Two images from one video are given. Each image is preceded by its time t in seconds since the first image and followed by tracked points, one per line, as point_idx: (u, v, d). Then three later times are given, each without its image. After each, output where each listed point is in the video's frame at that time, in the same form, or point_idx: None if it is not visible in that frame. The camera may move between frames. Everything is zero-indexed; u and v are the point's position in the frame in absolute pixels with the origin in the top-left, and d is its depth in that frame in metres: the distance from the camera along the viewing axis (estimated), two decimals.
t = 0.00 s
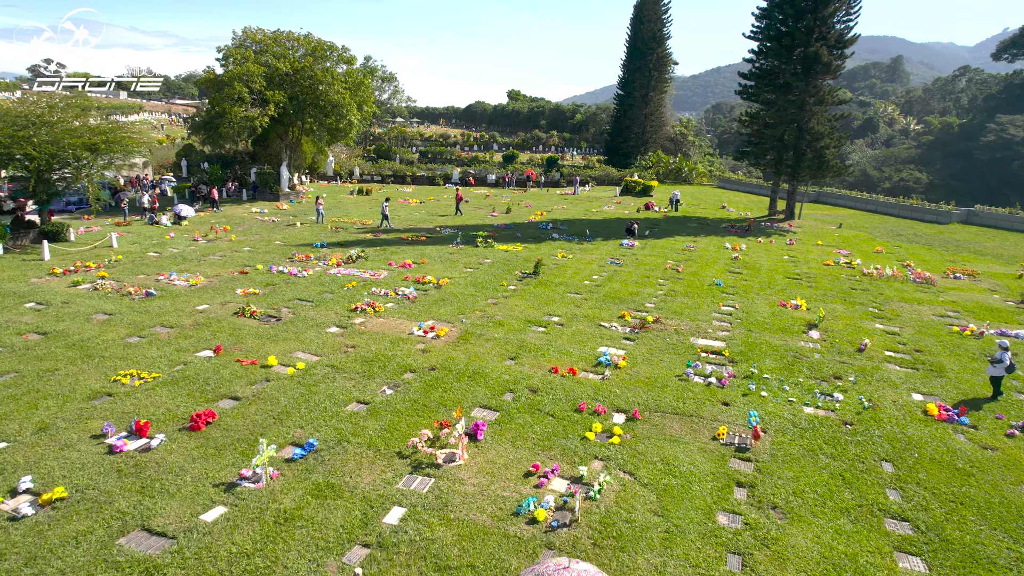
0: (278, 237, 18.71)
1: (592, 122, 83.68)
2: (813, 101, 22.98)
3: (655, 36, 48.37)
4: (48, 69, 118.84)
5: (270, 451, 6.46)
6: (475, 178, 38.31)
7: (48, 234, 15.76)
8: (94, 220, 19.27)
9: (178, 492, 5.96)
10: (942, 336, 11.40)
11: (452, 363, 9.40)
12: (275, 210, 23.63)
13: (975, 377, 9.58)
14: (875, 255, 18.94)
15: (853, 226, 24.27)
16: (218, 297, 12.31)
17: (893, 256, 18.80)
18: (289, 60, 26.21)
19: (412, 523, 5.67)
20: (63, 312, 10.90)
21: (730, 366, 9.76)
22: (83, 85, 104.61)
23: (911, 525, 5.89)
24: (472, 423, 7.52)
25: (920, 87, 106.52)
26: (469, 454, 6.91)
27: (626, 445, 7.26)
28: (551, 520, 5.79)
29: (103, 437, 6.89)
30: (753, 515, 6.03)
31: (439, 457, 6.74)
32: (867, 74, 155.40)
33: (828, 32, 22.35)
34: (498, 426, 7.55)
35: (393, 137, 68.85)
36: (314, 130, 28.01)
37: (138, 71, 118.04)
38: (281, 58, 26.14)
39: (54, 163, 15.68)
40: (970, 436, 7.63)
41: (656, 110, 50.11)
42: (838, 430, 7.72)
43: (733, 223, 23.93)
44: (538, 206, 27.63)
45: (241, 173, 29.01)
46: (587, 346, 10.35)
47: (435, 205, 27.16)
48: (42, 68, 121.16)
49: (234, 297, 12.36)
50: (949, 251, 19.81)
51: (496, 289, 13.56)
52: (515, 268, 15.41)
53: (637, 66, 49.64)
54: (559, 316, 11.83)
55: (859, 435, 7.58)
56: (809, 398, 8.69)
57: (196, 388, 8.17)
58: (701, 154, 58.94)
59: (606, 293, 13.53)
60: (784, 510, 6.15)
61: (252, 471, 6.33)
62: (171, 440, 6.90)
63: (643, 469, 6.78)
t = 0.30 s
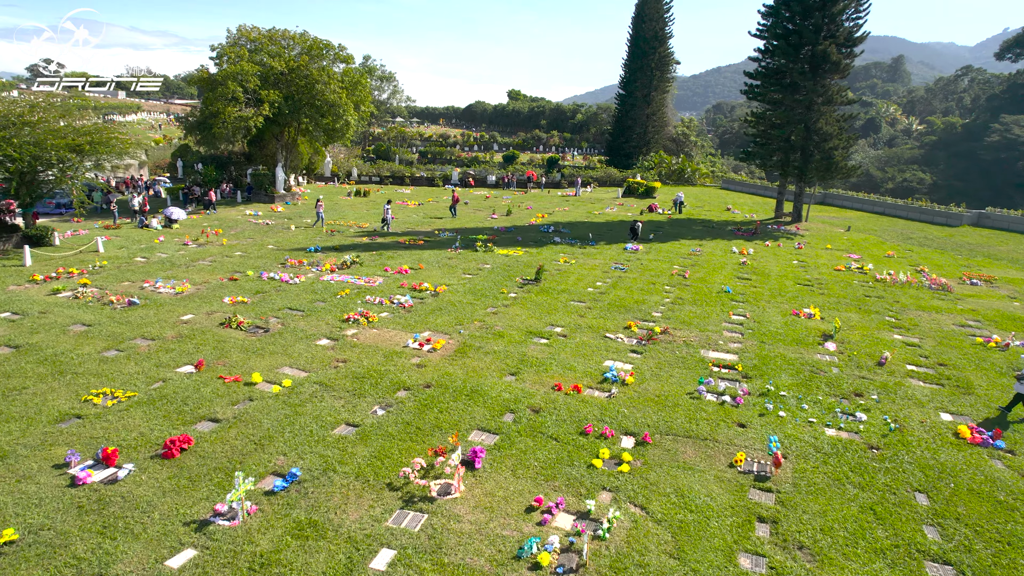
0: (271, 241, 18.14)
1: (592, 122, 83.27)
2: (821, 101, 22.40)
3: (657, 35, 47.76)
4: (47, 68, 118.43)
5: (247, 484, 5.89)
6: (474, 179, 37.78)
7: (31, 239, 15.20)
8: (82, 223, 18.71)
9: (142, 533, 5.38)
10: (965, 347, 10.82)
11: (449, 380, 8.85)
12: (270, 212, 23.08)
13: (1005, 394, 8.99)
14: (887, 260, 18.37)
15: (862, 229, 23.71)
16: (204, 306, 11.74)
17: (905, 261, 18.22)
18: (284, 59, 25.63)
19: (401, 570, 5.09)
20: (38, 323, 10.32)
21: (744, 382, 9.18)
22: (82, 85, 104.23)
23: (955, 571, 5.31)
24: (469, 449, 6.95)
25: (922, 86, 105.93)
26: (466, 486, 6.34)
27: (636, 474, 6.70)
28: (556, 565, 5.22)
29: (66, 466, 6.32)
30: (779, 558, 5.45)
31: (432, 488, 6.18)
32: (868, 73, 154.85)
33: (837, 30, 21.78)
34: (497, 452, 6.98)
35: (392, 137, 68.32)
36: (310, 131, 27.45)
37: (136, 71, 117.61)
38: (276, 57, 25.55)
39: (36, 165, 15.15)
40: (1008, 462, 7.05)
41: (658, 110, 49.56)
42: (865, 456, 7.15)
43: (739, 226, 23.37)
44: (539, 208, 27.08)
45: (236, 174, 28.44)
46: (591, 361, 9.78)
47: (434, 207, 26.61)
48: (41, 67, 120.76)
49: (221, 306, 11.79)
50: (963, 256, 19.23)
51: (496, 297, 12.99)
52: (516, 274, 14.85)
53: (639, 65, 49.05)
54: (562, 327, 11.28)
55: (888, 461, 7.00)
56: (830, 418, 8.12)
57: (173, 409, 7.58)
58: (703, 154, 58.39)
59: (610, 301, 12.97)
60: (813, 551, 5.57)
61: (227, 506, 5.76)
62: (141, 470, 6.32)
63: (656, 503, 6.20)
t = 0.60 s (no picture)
0: (264, 246, 17.59)
1: (592, 122, 82.76)
2: (829, 101, 21.83)
3: (659, 35, 47.17)
4: (45, 68, 118.07)
5: (220, 524, 5.32)
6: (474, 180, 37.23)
7: (13, 243, 14.66)
8: (70, 227, 18.17)
9: None
10: (991, 362, 10.24)
11: (445, 399, 8.29)
12: (264, 215, 22.53)
13: None
14: (898, 265, 17.82)
15: (870, 232, 23.16)
16: (189, 317, 11.17)
17: (918, 266, 17.67)
18: (279, 58, 25.05)
19: None
20: (11, 336, 9.75)
21: (760, 402, 8.62)
22: (80, 85, 103.62)
23: None
24: (466, 480, 6.39)
25: (923, 86, 105.36)
26: (462, 524, 5.77)
27: (648, 509, 6.13)
28: None
29: (22, 500, 5.73)
30: None
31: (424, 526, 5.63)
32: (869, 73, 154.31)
33: (846, 28, 21.21)
34: (496, 483, 6.41)
35: (391, 137, 67.77)
36: (306, 131, 26.87)
37: (134, 70, 117.16)
38: (271, 56, 24.97)
39: (18, 167, 14.66)
40: None
41: (660, 110, 48.99)
42: (896, 487, 6.57)
43: (745, 229, 22.83)
44: (540, 210, 26.52)
45: (230, 175, 27.86)
46: (597, 377, 9.22)
47: (432, 209, 26.06)
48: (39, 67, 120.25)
49: (207, 317, 11.23)
50: (976, 260, 18.68)
51: (495, 306, 12.44)
52: (516, 281, 14.29)
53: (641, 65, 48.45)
54: (565, 339, 10.73)
55: (922, 493, 6.43)
56: (854, 442, 7.55)
57: (147, 433, 7.01)
58: (705, 155, 57.85)
59: (615, 310, 12.42)
60: None
61: (198, 549, 5.18)
62: (104, 506, 5.74)
63: (670, 543, 5.64)
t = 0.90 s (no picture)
0: (256, 251, 17.04)
1: (593, 122, 82.23)
2: (838, 102, 21.27)
3: (661, 34, 46.59)
4: (44, 67, 117.65)
5: None
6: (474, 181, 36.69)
7: None
8: (57, 231, 17.64)
9: None
10: (1019, 378, 9.67)
11: (441, 423, 7.73)
12: (258, 218, 21.99)
13: None
14: (911, 271, 17.27)
15: (879, 236, 22.62)
16: (173, 329, 10.62)
17: (930, 272, 17.13)
18: (274, 57, 24.49)
19: None
20: None
21: (778, 424, 8.07)
22: (79, 84, 103.15)
23: None
24: (463, 518, 5.84)
25: (925, 86, 104.69)
26: (457, 572, 5.20)
27: (662, 552, 5.56)
28: None
29: None
30: None
31: None
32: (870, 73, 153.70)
33: (855, 27, 20.67)
34: (495, 522, 5.85)
35: (390, 137, 67.26)
36: (302, 132, 26.33)
37: (133, 69, 116.77)
38: (266, 55, 24.42)
39: None
40: None
41: (662, 110, 48.44)
42: (933, 525, 5.99)
43: (751, 233, 22.27)
44: (540, 213, 25.98)
45: (224, 177, 27.28)
46: (603, 397, 8.67)
47: (430, 212, 25.53)
48: (38, 66, 119.81)
49: (192, 329, 10.68)
50: (990, 266, 18.13)
51: (495, 316, 11.89)
52: (516, 289, 13.74)
53: (643, 65, 47.87)
54: (568, 354, 10.18)
55: (963, 533, 5.86)
56: (882, 471, 6.97)
57: (116, 463, 6.43)
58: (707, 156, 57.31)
59: (621, 322, 11.87)
60: None
61: None
62: (61, 552, 5.18)
63: None
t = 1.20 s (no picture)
0: (248, 258, 16.49)
1: (594, 122, 81.60)
2: (848, 103, 20.72)
3: (664, 33, 45.95)
4: (42, 66, 117.23)
5: None
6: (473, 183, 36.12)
7: None
8: (43, 237, 17.09)
9: None
10: None
11: (436, 451, 7.19)
12: (252, 222, 21.44)
13: None
14: (924, 278, 16.73)
15: (888, 241, 22.07)
16: (155, 344, 10.05)
17: (945, 280, 16.58)
18: (268, 57, 23.96)
19: None
20: None
21: (798, 452, 7.51)
22: (77, 85, 102.71)
23: None
24: (458, 567, 5.29)
25: (927, 86, 104.02)
26: None
27: None
28: None
29: None
30: None
31: None
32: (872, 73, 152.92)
33: (865, 26, 20.14)
34: (493, 571, 5.29)
35: (389, 138, 66.70)
36: (298, 133, 25.78)
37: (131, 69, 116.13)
38: (260, 55, 23.87)
39: None
40: None
41: (664, 111, 47.85)
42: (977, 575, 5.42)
43: (758, 238, 21.72)
44: (541, 216, 25.42)
45: (219, 179, 26.72)
46: (610, 421, 8.11)
47: (429, 215, 24.97)
48: (37, 66, 119.30)
49: (175, 343, 10.13)
50: (1005, 272, 17.58)
51: (494, 329, 11.34)
52: (517, 299, 13.21)
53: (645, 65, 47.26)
54: (571, 371, 9.63)
55: None
56: (914, 507, 6.40)
57: (79, 502, 5.86)
58: (709, 157, 56.72)
59: (626, 335, 11.33)
60: None
61: None
62: None
63: None
